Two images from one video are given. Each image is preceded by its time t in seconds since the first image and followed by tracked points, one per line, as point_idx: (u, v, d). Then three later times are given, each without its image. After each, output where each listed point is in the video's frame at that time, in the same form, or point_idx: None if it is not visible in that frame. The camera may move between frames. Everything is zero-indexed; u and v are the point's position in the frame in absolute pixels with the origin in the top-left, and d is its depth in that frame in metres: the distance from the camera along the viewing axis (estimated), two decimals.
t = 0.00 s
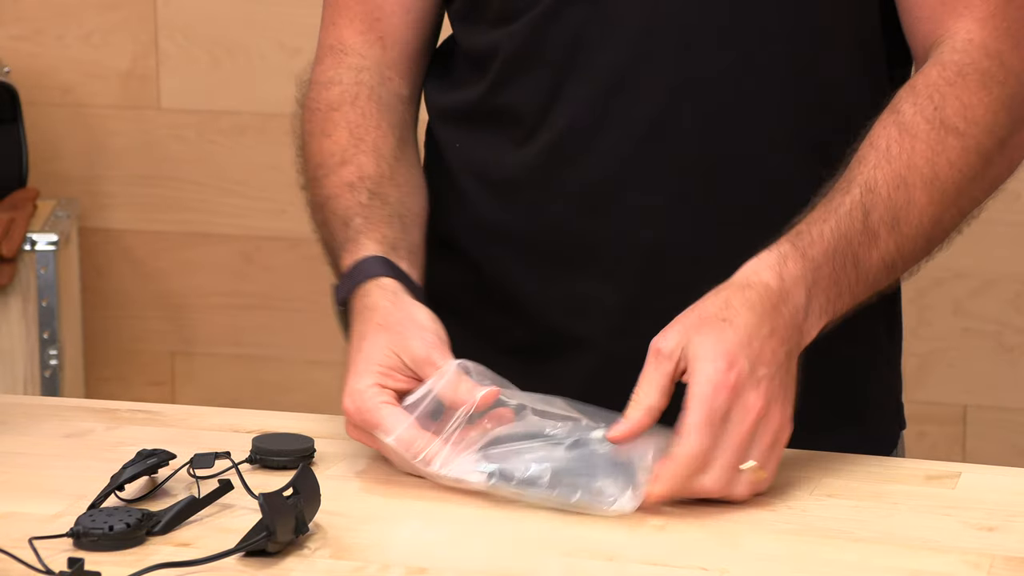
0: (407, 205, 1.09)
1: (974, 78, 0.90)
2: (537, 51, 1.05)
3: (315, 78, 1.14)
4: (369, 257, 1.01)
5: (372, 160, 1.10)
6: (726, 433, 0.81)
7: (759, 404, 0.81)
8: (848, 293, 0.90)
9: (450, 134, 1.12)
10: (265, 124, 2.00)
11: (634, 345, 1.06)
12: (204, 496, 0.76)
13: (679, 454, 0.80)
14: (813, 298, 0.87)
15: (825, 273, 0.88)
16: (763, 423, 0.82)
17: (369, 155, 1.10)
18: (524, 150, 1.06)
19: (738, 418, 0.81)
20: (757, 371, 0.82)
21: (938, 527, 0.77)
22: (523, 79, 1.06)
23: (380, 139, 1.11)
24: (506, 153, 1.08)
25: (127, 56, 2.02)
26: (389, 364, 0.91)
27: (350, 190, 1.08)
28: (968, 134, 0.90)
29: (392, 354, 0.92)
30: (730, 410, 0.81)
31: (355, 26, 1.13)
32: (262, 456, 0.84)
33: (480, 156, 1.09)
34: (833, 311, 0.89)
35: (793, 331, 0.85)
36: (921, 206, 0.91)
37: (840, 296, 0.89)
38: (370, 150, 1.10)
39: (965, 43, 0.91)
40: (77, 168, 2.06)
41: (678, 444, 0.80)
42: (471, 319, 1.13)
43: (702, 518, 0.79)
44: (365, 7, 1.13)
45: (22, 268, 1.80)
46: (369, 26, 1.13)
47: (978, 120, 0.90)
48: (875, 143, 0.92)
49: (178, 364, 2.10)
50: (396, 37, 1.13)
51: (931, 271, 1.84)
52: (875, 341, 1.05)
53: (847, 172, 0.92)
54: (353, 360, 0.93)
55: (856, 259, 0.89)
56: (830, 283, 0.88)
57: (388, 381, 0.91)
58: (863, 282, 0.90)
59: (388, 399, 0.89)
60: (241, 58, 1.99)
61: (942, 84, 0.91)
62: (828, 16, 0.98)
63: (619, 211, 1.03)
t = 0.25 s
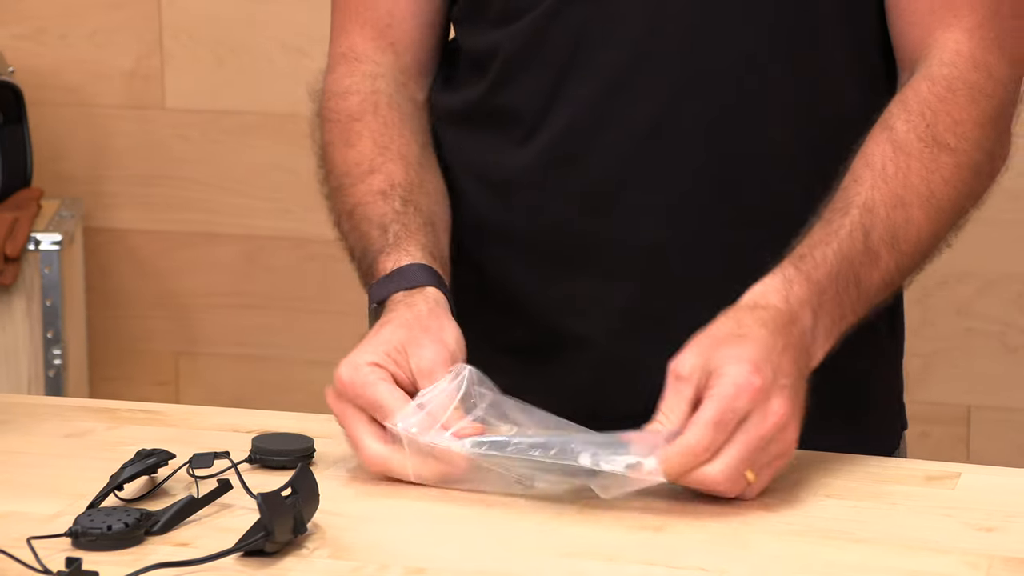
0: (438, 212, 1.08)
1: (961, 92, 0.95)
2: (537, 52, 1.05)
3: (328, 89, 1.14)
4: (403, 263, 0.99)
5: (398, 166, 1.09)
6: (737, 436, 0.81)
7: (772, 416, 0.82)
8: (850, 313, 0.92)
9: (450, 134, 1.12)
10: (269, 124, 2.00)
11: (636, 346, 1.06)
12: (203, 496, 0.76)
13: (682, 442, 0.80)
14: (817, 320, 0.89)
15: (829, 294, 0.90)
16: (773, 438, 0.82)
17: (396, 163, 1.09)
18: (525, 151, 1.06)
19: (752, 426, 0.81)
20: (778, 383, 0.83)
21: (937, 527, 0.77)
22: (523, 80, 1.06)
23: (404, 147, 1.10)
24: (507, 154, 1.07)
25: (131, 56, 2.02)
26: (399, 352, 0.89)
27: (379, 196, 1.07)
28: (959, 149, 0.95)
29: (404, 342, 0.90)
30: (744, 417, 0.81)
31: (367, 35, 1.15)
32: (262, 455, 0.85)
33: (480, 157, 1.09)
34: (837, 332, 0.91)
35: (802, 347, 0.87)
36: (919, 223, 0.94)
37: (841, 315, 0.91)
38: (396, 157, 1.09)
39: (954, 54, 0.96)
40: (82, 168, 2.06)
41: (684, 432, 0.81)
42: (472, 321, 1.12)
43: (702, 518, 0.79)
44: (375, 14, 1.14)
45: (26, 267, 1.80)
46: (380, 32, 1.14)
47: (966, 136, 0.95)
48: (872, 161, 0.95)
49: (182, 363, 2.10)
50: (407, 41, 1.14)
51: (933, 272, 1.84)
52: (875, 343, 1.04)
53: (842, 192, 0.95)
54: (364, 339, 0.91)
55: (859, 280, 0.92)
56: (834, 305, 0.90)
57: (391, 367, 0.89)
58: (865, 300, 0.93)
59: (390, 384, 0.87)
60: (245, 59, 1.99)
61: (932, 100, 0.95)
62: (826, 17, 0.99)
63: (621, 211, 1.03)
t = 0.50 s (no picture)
0: (409, 210, 1.10)
1: (975, 100, 0.95)
2: (539, 52, 1.05)
3: (317, 80, 1.15)
4: (367, 258, 1.01)
5: (375, 161, 1.10)
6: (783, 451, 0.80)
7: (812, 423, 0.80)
8: (871, 325, 0.92)
9: (451, 134, 1.12)
10: (274, 124, 2.00)
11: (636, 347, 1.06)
12: (202, 496, 0.76)
13: (733, 455, 0.79)
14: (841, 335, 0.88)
15: (851, 307, 0.89)
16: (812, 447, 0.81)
17: (374, 158, 1.10)
18: (526, 151, 1.06)
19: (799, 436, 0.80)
20: (820, 396, 0.81)
21: (936, 528, 0.77)
22: (524, 80, 1.06)
23: (384, 143, 1.11)
24: (508, 153, 1.07)
25: (137, 56, 2.02)
26: (355, 342, 0.91)
27: (355, 190, 1.08)
28: (976, 158, 0.95)
29: (361, 335, 0.92)
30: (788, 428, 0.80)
31: (360, 28, 1.15)
32: (261, 455, 0.85)
33: (482, 155, 1.09)
34: (859, 346, 0.91)
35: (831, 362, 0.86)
36: (938, 232, 0.93)
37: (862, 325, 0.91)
38: (375, 153, 1.11)
39: (966, 62, 0.96)
40: (87, 168, 2.06)
41: (734, 445, 0.79)
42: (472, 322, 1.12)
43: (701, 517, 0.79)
44: (367, 9, 1.15)
45: (31, 267, 1.80)
46: (372, 26, 1.15)
47: (981, 143, 0.95)
48: (888, 172, 0.94)
49: (187, 363, 2.10)
50: (399, 35, 1.15)
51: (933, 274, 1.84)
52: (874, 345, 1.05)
53: (859, 205, 0.95)
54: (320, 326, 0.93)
55: (879, 293, 0.91)
56: (856, 318, 0.90)
57: (344, 355, 0.91)
58: (886, 311, 0.92)
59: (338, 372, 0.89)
60: (251, 59, 1.99)
61: (947, 109, 0.95)
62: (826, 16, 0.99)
63: (622, 211, 1.03)
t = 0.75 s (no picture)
0: (398, 191, 1.12)
1: (989, 101, 0.95)
2: (537, 51, 1.04)
3: (318, 68, 1.17)
4: (348, 230, 1.03)
5: (366, 144, 1.12)
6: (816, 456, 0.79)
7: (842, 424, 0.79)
8: (893, 329, 0.91)
9: (452, 132, 1.12)
10: (278, 124, 2.00)
11: (635, 345, 1.06)
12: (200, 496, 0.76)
13: (769, 460, 0.78)
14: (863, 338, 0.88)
15: (871, 310, 0.90)
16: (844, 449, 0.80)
17: (367, 142, 1.12)
18: (526, 149, 1.06)
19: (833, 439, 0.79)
20: (849, 396, 0.80)
21: (936, 528, 0.77)
22: (523, 78, 1.06)
23: (379, 127, 1.14)
24: (508, 152, 1.07)
25: (142, 56, 2.02)
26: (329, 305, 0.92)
27: (344, 169, 1.10)
28: (990, 159, 0.95)
29: (335, 299, 0.93)
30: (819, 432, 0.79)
31: (360, 20, 1.17)
32: (254, 455, 0.85)
33: (482, 153, 1.09)
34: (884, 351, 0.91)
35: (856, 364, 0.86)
36: (954, 234, 0.94)
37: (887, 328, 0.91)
38: (369, 136, 1.13)
39: (976, 65, 0.96)
40: (92, 168, 2.06)
41: (769, 451, 0.78)
42: (470, 321, 1.12)
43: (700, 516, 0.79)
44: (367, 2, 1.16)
45: (35, 267, 1.80)
46: (371, 20, 1.16)
47: (995, 143, 0.95)
48: (903, 176, 0.95)
49: (191, 363, 2.10)
50: (398, 30, 1.16)
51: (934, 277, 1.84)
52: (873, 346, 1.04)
53: (876, 211, 0.95)
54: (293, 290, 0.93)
55: (900, 296, 0.91)
56: (879, 321, 0.90)
57: (315, 316, 0.91)
58: (909, 313, 0.92)
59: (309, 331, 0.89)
60: (255, 59, 1.99)
61: (960, 111, 0.95)
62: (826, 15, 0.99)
63: (622, 210, 1.03)
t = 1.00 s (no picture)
0: (373, 144, 1.11)
1: (992, 94, 0.93)
2: (538, 50, 1.04)
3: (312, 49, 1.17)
4: (310, 156, 1.02)
5: (347, 97, 1.12)
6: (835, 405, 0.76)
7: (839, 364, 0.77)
8: (894, 308, 0.87)
9: (453, 132, 1.12)
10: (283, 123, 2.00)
11: (636, 346, 1.05)
12: (198, 496, 0.77)
13: (794, 410, 0.75)
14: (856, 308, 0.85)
15: (864, 283, 0.86)
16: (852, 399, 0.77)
17: (348, 98, 1.12)
18: (526, 148, 1.06)
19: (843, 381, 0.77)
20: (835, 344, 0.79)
21: (934, 529, 0.77)
22: (524, 78, 1.06)
23: (363, 88, 1.13)
24: (509, 152, 1.07)
25: (147, 56, 2.02)
26: (285, 196, 0.94)
27: (319, 115, 1.09)
28: (991, 150, 0.93)
29: (290, 189, 0.94)
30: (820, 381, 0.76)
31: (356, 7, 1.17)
32: (249, 454, 0.85)
33: (482, 152, 1.09)
34: (885, 326, 0.86)
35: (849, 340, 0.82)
36: (953, 218, 0.91)
37: (887, 304, 0.87)
38: (352, 94, 1.12)
39: (982, 58, 0.95)
40: (97, 168, 2.07)
41: (786, 402, 0.75)
42: (471, 321, 1.11)
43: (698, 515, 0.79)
44: None
45: (39, 266, 1.80)
46: (365, 9, 1.16)
47: (997, 135, 0.93)
48: (902, 163, 0.93)
49: (196, 363, 2.11)
50: (391, 23, 1.15)
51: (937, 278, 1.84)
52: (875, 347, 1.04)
53: (873, 194, 0.92)
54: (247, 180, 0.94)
55: (897, 275, 0.88)
56: (875, 296, 0.86)
57: (273, 204, 0.93)
58: (910, 294, 0.88)
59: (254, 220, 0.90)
60: (260, 59, 1.99)
61: (963, 102, 0.93)
62: (827, 14, 0.99)
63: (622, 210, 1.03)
